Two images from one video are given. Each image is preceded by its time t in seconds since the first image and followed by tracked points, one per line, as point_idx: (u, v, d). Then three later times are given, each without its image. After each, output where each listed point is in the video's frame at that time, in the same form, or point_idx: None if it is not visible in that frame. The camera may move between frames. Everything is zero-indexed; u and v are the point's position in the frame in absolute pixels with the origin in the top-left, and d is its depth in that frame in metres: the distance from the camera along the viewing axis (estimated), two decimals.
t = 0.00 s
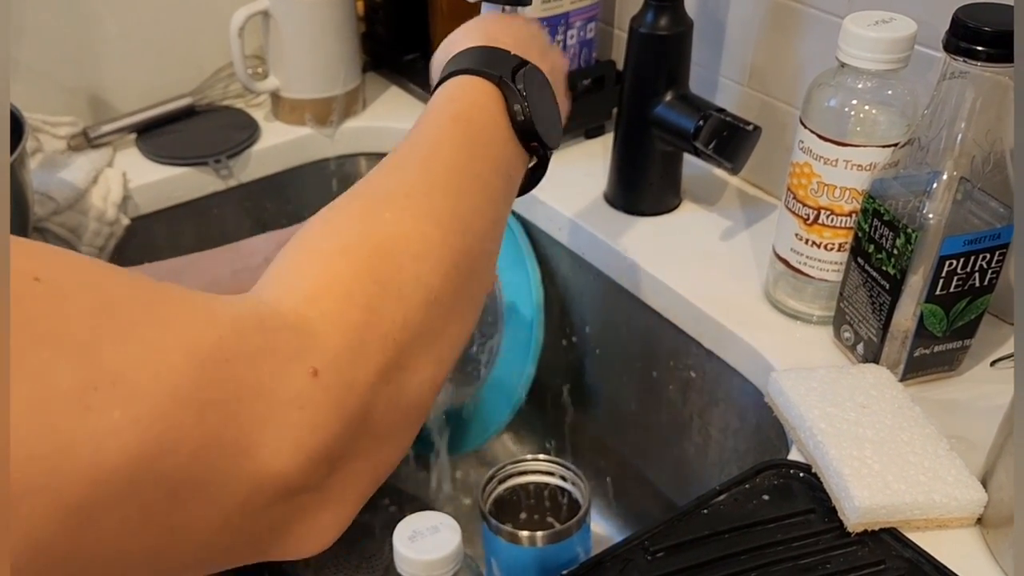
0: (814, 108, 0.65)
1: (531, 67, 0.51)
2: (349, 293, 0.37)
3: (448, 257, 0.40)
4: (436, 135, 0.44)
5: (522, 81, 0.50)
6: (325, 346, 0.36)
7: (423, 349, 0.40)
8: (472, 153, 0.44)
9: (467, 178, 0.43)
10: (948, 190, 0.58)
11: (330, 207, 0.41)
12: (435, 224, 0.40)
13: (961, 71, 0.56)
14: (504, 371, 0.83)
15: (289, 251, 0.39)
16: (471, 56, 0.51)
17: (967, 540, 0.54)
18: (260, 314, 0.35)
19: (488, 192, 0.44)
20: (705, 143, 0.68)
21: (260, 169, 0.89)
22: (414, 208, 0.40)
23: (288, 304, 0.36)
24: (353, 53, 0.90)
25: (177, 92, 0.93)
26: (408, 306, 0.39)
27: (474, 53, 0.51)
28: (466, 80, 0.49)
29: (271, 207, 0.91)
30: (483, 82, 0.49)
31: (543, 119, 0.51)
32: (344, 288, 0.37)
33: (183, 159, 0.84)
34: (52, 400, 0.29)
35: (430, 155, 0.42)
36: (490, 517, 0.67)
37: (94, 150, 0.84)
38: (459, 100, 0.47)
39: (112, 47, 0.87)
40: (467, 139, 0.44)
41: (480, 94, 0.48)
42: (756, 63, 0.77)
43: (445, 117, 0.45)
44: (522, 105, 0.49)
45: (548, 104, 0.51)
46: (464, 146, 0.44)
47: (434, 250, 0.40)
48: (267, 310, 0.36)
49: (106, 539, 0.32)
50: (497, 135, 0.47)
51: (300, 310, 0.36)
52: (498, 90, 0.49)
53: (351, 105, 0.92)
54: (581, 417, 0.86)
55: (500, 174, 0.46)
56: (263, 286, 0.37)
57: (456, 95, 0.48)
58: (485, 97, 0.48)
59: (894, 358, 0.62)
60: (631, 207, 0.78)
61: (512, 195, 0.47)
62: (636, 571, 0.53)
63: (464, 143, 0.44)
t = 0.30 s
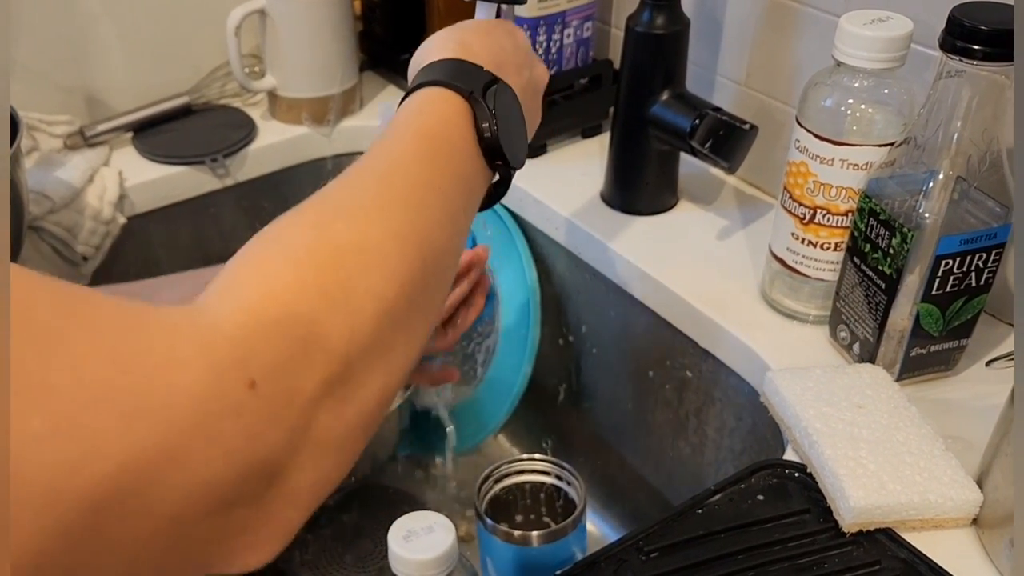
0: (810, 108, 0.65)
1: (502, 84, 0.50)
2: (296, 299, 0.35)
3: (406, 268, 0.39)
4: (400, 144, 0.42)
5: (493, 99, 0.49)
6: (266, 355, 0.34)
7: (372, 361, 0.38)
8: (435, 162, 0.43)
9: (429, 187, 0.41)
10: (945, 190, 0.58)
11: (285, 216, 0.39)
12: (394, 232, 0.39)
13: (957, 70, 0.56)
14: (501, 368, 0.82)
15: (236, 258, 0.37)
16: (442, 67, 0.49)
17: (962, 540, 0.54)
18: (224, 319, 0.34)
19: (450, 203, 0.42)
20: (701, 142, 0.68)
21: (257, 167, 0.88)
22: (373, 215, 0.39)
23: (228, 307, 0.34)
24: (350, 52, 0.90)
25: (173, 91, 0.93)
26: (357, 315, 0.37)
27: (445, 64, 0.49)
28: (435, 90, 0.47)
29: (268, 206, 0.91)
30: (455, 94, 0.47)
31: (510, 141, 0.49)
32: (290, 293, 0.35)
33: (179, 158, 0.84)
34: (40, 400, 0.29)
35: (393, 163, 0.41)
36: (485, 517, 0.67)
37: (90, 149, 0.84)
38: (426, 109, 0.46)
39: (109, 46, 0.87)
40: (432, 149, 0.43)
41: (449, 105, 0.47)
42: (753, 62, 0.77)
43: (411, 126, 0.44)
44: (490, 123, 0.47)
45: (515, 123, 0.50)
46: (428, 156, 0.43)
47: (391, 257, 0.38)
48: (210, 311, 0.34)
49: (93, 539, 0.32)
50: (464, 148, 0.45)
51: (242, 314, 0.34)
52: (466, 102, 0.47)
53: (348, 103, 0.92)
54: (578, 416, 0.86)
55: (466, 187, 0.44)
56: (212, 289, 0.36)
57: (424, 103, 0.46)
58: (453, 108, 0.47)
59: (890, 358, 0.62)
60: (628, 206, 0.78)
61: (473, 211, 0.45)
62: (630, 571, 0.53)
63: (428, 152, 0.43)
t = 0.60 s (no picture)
0: (813, 106, 0.65)
1: (518, 72, 0.49)
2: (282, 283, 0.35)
3: (399, 256, 0.38)
4: (402, 126, 0.42)
5: (507, 86, 0.47)
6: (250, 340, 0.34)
7: (363, 349, 0.38)
8: (437, 146, 0.42)
9: (428, 172, 0.41)
10: (948, 189, 0.58)
11: (282, 193, 0.39)
12: (389, 218, 0.38)
13: (961, 68, 0.55)
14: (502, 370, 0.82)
15: (231, 235, 0.37)
16: (453, 46, 0.48)
17: (966, 541, 0.53)
18: (217, 310, 0.34)
19: (450, 189, 0.41)
20: (704, 140, 0.68)
21: (258, 166, 0.88)
22: (367, 200, 0.38)
23: (214, 290, 0.34)
24: (351, 50, 0.90)
25: (174, 89, 0.93)
26: (345, 303, 0.36)
27: (462, 41, 0.48)
28: (446, 69, 0.46)
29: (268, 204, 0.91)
30: (465, 77, 0.46)
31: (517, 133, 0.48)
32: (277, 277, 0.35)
33: (179, 156, 0.84)
34: (36, 399, 0.29)
35: (392, 146, 0.40)
36: (486, 517, 0.67)
37: (90, 147, 0.84)
38: (433, 90, 0.45)
39: (110, 45, 0.87)
40: (433, 132, 0.42)
41: (456, 87, 0.46)
42: (755, 60, 0.77)
43: (414, 106, 0.43)
44: (500, 110, 0.46)
45: (525, 110, 0.49)
46: (430, 139, 0.42)
47: (384, 244, 0.38)
48: (197, 294, 0.34)
49: (87, 536, 0.31)
50: (468, 132, 0.44)
51: (227, 299, 0.34)
52: (479, 90, 0.46)
53: (349, 102, 0.91)
54: (579, 416, 0.86)
55: (467, 173, 0.43)
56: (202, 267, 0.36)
57: (431, 83, 0.45)
58: (460, 90, 0.46)
59: (893, 357, 0.61)
60: (629, 205, 0.78)
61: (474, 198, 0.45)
62: (631, 571, 0.53)
63: (430, 135, 0.42)
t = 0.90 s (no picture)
0: (815, 106, 0.65)
1: (528, 64, 0.48)
2: (285, 293, 0.35)
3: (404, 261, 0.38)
4: (409, 125, 0.41)
5: (516, 79, 0.47)
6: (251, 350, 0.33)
7: (369, 356, 0.37)
8: (444, 146, 0.41)
9: (435, 174, 0.40)
10: (950, 190, 0.58)
11: (286, 196, 0.39)
12: (395, 223, 0.38)
13: (964, 68, 0.55)
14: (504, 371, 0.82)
15: (235, 238, 0.37)
16: (459, 39, 0.47)
17: (968, 541, 0.53)
18: (221, 313, 0.33)
19: (458, 190, 0.41)
20: (706, 140, 0.68)
21: (261, 166, 0.88)
22: (372, 205, 0.38)
23: (215, 300, 0.34)
24: (354, 50, 0.90)
25: (176, 89, 0.93)
26: (349, 311, 0.36)
27: (469, 33, 0.47)
28: (452, 65, 0.46)
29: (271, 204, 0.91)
30: (472, 73, 0.46)
31: (525, 127, 0.48)
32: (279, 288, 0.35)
33: (181, 156, 0.84)
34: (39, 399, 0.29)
35: (398, 148, 0.40)
36: (489, 517, 0.67)
37: (93, 147, 0.84)
38: (440, 87, 0.44)
39: (113, 45, 0.87)
40: (441, 132, 0.42)
41: (463, 84, 0.45)
42: (758, 60, 0.77)
43: (421, 105, 0.42)
44: (509, 105, 0.46)
45: (533, 105, 0.49)
46: (437, 139, 0.41)
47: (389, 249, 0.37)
48: (198, 303, 0.34)
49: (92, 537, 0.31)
50: (476, 131, 0.44)
51: (227, 310, 0.34)
52: (488, 83, 0.46)
53: (351, 101, 0.91)
54: (581, 416, 0.86)
55: (475, 172, 0.43)
56: (204, 274, 0.35)
57: (438, 80, 0.45)
58: (467, 88, 0.45)
59: (895, 358, 0.61)
60: (632, 205, 0.78)
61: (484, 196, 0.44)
62: (634, 571, 0.53)
63: (437, 135, 0.41)
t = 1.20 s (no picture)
0: (818, 103, 0.65)
1: (542, 59, 0.48)
2: (299, 301, 0.34)
3: (421, 264, 0.37)
4: (424, 124, 0.40)
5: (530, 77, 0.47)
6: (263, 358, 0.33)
7: (382, 365, 0.36)
8: (459, 147, 0.40)
9: (452, 175, 0.39)
10: (954, 186, 0.57)
11: (300, 201, 0.38)
12: (412, 226, 0.37)
13: (967, 64, 0.55)
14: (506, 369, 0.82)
15: (248, 245, 0.36)
16: (474, 36, 0.47)
17: (972, 539, 0.53)
18: (229, 320, 0.33)
19: (473, 191, 0.40)
20: (709, 137, 0.68)
21: (263, 163, 0.88)
22: (388, 209, 0.37)
23: (226, 307, 0.33)
24: (355, 47, 0.90)
25: (178, 86, 0.93)
26: (368, 316, 0.35)
27: (480, 28, 0.47)
28: (466, 63, 0.45)
29: (273, 200, 0.91)
30: (485, 71, 0.45)
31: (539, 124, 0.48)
32: (293, 298, 0.34)
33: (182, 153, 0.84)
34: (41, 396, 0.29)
35: (415, 147, 0.39)
36: (490, 514, 0.67)
37: (94, 144, 0.84)
38: (453, 85, 0.44)
39: (114, 42, 0.87)
40: (457, 132, 0.41)
41: (477, 82, 0.44)
42: (761, 57, 0.77)
43: (436, 105, 0.42)
44: (524, 103, 0.46)
45: (547, 101, 0.49)
46: (453, 140, 0.40)
47: (406, 253, 0.36)
48: (208, 315, 0.33)
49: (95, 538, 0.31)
50: (491, 130, 0.43)
51: (239, 321, 0.33)
52: (502, 80, 0.46)
53: (353, 99, 0.91)
54: (584, 414, 0.86)
55: (490, 172, 0.42)
56: (212, 286, 0.35)
57: (451, 78, 0.44)
58: (481, 87, 0.44)
59: (898, 355, 0.61)
60: (634, 201, 0.78)
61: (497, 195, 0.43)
62: (636, 569, 0.53)
63: (452, 134, 0.41)
